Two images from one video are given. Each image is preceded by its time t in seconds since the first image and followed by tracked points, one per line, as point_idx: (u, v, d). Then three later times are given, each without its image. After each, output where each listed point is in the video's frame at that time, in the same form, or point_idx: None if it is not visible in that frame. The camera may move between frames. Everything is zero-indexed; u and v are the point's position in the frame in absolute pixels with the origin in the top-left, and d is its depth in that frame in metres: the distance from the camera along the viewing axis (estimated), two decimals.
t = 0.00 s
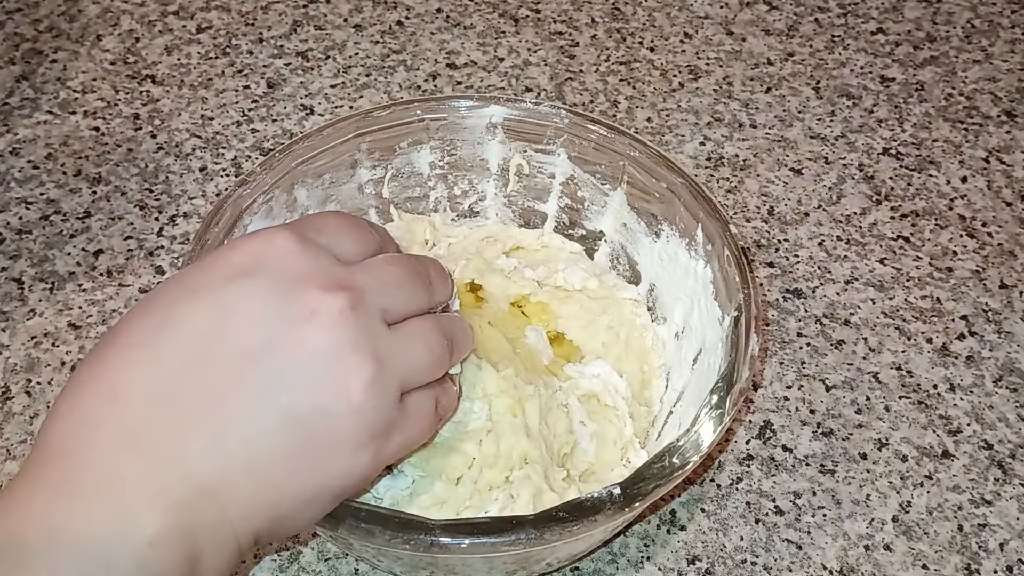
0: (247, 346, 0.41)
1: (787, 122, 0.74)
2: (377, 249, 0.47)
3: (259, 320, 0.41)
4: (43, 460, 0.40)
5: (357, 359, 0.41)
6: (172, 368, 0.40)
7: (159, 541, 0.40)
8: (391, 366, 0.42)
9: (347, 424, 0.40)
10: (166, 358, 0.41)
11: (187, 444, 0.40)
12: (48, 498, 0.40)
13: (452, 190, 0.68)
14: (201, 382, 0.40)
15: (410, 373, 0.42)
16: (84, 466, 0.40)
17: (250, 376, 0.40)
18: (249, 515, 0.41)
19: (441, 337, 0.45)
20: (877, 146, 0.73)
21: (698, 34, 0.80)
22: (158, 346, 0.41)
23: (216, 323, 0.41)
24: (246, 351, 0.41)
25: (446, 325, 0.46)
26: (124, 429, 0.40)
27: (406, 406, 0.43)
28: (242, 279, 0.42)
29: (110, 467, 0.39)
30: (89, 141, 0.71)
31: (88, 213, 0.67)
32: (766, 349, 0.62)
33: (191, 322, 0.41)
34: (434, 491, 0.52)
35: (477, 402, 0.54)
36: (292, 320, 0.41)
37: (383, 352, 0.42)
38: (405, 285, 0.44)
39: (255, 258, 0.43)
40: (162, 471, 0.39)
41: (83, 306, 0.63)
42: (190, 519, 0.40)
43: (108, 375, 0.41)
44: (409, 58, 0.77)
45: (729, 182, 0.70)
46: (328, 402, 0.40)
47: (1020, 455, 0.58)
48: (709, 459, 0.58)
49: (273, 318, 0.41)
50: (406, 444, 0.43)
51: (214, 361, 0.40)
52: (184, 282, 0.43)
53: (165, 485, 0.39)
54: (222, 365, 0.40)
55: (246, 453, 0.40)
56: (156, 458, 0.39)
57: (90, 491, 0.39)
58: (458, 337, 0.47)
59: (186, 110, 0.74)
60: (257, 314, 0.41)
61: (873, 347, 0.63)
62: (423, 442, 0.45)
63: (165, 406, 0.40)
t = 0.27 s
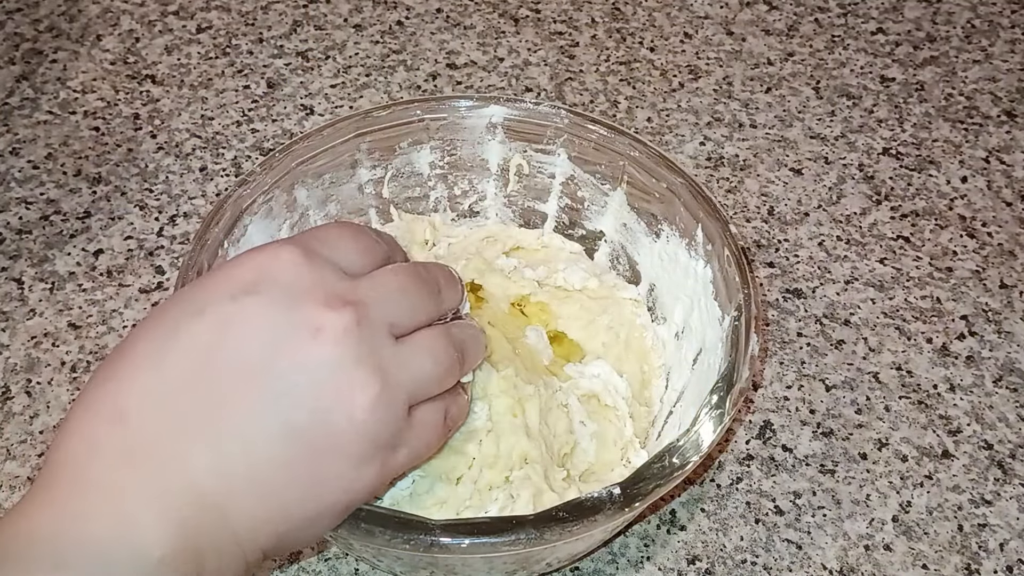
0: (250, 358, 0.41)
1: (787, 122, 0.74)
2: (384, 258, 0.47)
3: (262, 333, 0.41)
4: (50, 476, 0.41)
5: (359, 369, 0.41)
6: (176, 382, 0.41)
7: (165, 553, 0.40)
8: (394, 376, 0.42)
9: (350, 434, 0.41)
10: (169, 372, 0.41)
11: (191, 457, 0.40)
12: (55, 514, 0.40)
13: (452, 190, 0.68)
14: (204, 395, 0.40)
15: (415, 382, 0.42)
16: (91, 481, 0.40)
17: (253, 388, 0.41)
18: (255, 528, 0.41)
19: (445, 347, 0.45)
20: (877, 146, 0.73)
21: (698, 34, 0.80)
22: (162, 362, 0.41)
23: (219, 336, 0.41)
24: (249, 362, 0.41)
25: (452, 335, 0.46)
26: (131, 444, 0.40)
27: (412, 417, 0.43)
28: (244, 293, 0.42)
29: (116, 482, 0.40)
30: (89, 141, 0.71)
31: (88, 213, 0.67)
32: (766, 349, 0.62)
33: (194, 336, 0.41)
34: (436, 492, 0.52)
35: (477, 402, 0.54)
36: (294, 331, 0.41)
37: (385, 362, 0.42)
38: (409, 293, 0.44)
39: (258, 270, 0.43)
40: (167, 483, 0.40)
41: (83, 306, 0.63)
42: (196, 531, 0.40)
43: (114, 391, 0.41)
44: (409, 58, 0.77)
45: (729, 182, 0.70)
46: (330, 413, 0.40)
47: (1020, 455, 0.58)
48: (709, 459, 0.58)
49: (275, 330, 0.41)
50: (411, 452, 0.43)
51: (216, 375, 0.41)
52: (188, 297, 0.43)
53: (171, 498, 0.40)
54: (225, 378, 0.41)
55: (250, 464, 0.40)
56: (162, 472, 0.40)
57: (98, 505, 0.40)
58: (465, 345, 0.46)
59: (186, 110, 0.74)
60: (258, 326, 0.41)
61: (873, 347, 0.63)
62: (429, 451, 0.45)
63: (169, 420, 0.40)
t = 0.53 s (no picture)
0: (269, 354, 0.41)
1: (787, 122, 0.74)
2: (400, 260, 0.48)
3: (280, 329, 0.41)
4: (57, 471, 0.40)
5: (374, 368, 0.41)
6: (193, 377, 0.41)
7: (175, 548, 0.39)
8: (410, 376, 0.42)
9: (360, 431, 0.41)
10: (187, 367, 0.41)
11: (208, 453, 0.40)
12: (66, 509, 0.39)
13: (452, 190, 0.68)
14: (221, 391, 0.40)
15: (431, 381, 0.43)
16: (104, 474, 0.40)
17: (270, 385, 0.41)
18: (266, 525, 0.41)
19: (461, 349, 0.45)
20: (877, 146, 0.73)
21: (698, 34, 0.80)
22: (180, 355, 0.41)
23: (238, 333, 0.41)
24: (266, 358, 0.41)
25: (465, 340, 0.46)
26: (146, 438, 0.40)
27: (427, 416, 0.43)
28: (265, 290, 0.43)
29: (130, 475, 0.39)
30: (89, 141, 0.71)
31: (88, 213, 0.67)
32: (766, 349, 0.62)
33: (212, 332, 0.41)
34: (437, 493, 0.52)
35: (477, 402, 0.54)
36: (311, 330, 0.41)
37: (401, 362, 0.42)
38: (423, 295, 0.45)
39: (275, 267, 0.43)
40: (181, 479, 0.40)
41: (83, 306, 0.63)
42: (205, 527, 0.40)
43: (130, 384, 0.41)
44: (409, 58, 0.77)
45: (729, 182, 0.70)
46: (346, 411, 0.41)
47: (1020, 455, 0.58)
48: (709, 459, 0.58)
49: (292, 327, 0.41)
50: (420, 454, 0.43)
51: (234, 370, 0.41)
52: (202, 293, 0.43)
53: (184, 494, 0.39)
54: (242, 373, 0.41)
55: (265, 462, 0.40)
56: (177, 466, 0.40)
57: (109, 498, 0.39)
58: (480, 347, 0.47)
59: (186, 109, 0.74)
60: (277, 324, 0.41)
61: (873, 347, 0.63)
62: (443, 454, 0.45)
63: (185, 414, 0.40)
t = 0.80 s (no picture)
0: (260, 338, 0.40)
1: (787, 122, 0.74)
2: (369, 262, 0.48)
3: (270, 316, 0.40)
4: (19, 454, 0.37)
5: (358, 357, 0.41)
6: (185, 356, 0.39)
7: (172, 534, 0.37)
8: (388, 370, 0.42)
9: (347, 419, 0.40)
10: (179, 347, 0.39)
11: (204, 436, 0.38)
12: (47, 495, 0.36)
13: (452, 190, 0.69)
14: (215, 373, 0.39)
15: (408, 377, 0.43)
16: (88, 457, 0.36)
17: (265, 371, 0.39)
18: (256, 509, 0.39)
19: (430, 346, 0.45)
20: (877, 146, 0.73)
21: (698, 34, 0.80)
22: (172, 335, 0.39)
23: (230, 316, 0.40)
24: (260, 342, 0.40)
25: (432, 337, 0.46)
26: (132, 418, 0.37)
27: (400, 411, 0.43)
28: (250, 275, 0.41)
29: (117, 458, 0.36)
30: (89, 141, 0.71)
31: (88, 213, 0.67)
32: (766, 349, 0.63)
33: (205, 313, 0.40)
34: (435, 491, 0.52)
35: (476, 401, 0.54)
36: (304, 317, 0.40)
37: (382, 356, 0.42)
38: (397, 295, 0.45)
39: (259, 255, 0.42)
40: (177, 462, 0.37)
41: (82, 306, 0.63)
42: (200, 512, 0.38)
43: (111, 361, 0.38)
44: (409, 58, 0.77)
45: (729, 182, 0.70)
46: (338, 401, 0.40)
47: (1020, 455, 0.58)
48: (709, 459, 0.58)
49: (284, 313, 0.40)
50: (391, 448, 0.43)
51: (227, 353, 0.39)
52: (190, 272, 0.41)
53: (180, 479, 0.37)
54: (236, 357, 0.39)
55: (262, 448, 0.39)
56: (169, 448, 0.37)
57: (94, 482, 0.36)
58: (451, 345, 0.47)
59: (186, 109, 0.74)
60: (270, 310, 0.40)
61: (873, 347, 0.63)
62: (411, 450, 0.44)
63: (176, 394, 0.38)
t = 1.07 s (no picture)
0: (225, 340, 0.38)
1: (787, 122, 0.74)
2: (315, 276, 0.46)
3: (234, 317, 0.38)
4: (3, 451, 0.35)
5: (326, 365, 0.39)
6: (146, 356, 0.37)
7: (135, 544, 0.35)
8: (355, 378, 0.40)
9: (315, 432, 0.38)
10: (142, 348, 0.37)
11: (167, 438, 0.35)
12: (7, 491, 0.34)
13: (452, 190, 0.69)
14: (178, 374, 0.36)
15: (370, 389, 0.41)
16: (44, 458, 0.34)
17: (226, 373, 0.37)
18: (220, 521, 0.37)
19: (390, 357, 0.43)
20: (877, 146, 0.73)
21: (698, 34, 0.80)
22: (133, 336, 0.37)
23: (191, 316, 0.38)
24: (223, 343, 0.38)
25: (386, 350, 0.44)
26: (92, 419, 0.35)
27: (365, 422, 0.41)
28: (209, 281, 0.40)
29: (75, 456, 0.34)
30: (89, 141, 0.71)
31: (88, 213, 0.67)
32: (766, 349, 0.63)
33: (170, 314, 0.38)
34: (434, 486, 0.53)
35: (477, 401, 0.56)
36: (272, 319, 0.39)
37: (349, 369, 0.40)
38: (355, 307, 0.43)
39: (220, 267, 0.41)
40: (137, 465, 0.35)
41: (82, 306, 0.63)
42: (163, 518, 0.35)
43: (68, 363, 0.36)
44: (409, 58, 0.77)
45: (729, 182, 0.70)
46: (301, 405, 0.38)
47: (1020, 455, 0.58)
48: (709, 459, 0.58)
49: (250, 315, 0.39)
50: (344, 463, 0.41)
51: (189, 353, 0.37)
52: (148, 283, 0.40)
53: (143, 487, 0.35)
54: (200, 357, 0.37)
55: (230, 454, 0.36)
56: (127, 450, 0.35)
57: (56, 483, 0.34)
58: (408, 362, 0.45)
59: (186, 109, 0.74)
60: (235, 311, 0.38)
61: (873, 347, 0.63)
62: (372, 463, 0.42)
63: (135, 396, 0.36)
